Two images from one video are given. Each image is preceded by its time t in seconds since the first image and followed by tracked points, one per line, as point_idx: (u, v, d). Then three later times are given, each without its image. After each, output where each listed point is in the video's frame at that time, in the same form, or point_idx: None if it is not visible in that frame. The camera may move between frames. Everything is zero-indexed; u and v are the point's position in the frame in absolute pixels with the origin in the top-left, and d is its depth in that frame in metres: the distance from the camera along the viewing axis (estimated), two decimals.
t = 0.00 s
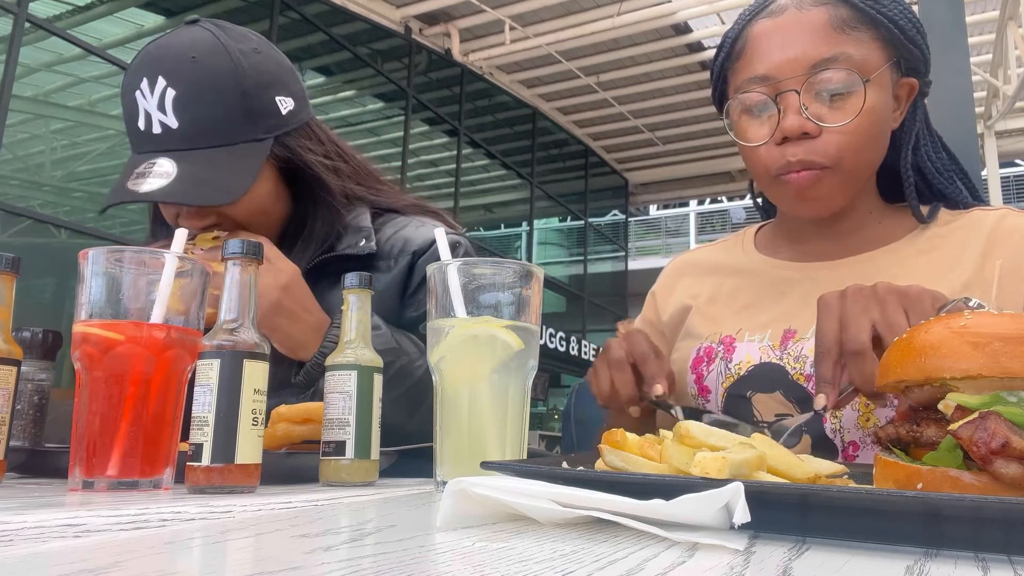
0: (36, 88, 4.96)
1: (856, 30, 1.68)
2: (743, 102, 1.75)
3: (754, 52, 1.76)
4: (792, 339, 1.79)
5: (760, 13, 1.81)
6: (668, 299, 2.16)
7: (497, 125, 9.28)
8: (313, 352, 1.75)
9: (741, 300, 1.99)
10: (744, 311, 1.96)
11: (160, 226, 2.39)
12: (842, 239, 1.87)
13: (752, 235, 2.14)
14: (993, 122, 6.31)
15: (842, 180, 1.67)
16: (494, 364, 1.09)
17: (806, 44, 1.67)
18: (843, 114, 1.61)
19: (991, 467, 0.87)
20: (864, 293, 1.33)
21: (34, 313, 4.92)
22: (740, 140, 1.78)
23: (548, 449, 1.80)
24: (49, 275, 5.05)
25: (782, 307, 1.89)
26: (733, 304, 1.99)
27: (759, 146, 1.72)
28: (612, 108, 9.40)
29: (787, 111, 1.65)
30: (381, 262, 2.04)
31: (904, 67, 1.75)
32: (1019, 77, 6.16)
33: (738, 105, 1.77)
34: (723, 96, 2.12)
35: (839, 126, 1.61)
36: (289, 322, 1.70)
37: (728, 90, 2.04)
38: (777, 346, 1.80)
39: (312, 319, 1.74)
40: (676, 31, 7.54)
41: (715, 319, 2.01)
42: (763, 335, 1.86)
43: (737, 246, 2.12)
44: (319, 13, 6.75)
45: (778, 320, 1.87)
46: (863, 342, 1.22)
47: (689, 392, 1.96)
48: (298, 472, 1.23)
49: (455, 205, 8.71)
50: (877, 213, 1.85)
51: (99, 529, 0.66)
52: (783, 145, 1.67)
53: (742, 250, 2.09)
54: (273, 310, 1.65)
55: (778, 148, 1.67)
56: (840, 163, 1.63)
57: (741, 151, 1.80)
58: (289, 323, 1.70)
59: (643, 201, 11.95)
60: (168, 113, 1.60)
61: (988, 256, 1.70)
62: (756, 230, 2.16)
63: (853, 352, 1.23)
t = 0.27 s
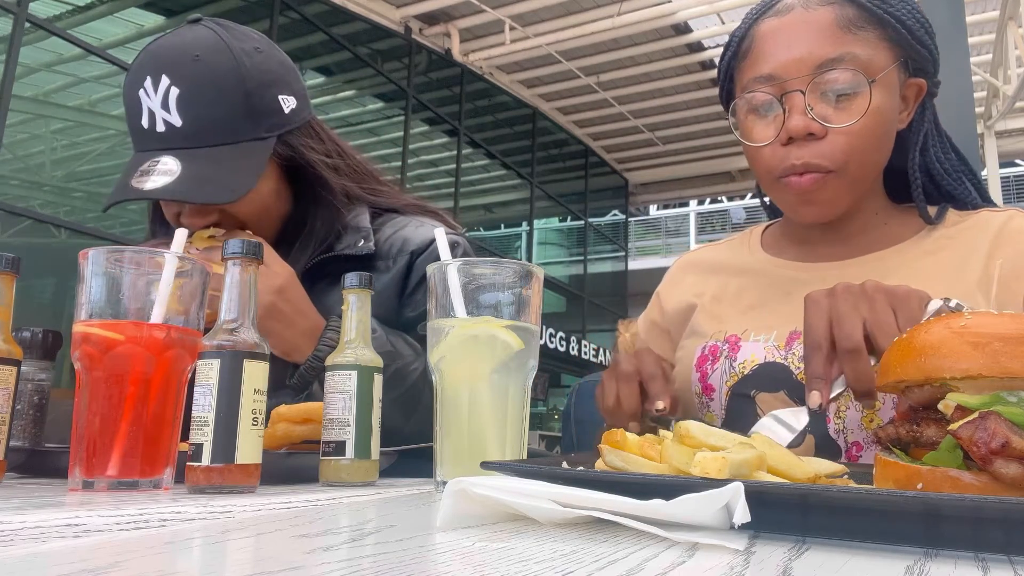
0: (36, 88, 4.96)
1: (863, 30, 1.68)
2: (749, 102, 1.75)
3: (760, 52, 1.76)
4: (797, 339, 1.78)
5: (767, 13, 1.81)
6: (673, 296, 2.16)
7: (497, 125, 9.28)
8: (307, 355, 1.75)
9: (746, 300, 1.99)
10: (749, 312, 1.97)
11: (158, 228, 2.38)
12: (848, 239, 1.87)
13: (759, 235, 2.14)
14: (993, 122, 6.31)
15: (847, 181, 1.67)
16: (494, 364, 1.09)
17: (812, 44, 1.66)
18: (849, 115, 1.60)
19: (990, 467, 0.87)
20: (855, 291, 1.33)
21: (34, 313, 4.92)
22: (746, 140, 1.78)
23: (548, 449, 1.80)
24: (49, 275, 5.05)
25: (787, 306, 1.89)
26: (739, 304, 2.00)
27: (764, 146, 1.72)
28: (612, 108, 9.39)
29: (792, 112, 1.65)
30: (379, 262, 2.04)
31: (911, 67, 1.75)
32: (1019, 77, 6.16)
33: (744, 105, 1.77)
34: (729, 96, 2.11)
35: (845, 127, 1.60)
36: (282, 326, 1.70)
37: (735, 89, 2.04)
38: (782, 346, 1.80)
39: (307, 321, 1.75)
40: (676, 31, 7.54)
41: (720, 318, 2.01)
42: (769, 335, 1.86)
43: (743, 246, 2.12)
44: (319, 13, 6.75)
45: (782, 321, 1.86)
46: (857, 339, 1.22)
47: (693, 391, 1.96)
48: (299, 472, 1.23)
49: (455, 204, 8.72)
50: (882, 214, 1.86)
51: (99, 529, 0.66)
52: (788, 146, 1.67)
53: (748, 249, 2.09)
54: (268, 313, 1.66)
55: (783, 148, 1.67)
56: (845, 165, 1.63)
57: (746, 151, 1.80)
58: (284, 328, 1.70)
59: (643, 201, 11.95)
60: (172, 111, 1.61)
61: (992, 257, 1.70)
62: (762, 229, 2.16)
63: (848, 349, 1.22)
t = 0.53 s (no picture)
0: (36, 88, 4.96)
1: (863, 28, 1.68)
2: (748, 100, 1.75)
3: (760, 50, 1.76)
4: (800, 339, 1.78)
5: (767, 11, 1.81)
6: (677, 289, 2.16)
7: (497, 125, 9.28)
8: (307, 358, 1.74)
9: (749, 299, 1.99)
10: (752, 310, 1.96)
11: (157, 228, 2.38)
12: (850, 240, 1.87)
13: (761, 234, 2.13)
14: (993, 122, 6.30)
15: (846, 180, 1.67)
16: (494, 364, 1.09)
17: (812, 42, 1.66)
18: (849, 114, 1.61)
19: (991, 467, 0.87)
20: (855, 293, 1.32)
21: (34, 313, 4.92)
22: (745, 138, 1.79)
23: (548, 449, 1.80)
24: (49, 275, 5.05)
25: (790, 306, 1.89)
26: (742, 303, 1.99)
27: (763, 144, 1.72)
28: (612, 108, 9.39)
29: (791, 110, 1.65)
30: (380, 262, 2.04)
31: (912, 66, 1.75)
32: (1019, 77, 6.16)
33: (744, 103, 1.77)
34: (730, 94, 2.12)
35: (844, 125, 1.61)
36: (282, 329, 1.69)
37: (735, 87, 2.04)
38: (786, 345, 1.80)
39: (307, 326, 1.74)
40: (676, 31, 7.54)
41: (722, 316, 2.01)
42: (773, 334, 1.85)
43: (745, 245, 2.12)
44: (319, 13, 6.75)
45: (785, 321, 1.86)
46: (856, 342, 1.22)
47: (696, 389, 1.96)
48: (297, 472, 1.23)
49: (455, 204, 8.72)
50: (884, 213, 1.86)
51: (99, 529, 0.66)
52: (787, 144, 1.67)
53: (750, 248, 2.09)
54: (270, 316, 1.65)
55: (782, 146, 1.68)
56: (845, 164, 1.63)
57: (745, 150, 1.80)
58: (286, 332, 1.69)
59: (643, 202, 11.95)
60: (177, 104, 1.61)
61: (994, 257, 1.70)
62: (764, 228, 2.16)
63: (848, 352, 1.23)
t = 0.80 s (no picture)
0: (36, 88, 4.96)
1: (863, 26, 1.68)
2: (747, 97, 1.75)
3: (759, 47, 1.76)
4: (799, 340, 1.78)
5: (767, 8, 1.80)
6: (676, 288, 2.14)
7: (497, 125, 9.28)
8: (306, 366, 1.73)
9: (748, 299, 1.99)
10: (751, 311, 1.96)
11: (156, 228, 2.37)
12: (851, 239, 1.87)
13: (760, 234, 2.13)
14: (993, 122, 6.30)
15: (845, 179, 1.67)
16: (494, 364, 1.09)
17: (812, 40, 1.66)
18: (848, 112, 1.61)
19: (990, 467, 0.87)
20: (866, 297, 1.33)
21: (34, 313, 4.92)
22: (744, 135, 1.78)
23: (547, 449, 1.80)
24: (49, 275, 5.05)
25: (789, 306, 1.89)
26: (740, 303, 1.99)
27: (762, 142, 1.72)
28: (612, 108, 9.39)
29: (790, 108, 1.65)
30: (382, 262, 2.04)
31: (912, 64, 1.75)
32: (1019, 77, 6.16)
33: (743, 100, 1.77)
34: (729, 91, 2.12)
35: (844, 124, 1.61)
36: (282, 338, 1.67)
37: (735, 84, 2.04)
38: (785, 347, 1.80)
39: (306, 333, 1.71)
40: (676, 30, 7.54)
41: (720, 317, 2.00)
42: (771, 335, 1.85)
43: (744, 245, 2.11)
44: (319, 13, 6.75)
45: (785, 321, 1.86)
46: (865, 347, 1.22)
47: (694, 390, 1.96)
48: (297, 471, 1.23)
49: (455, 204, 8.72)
50: (883, 212, 1.86)
51: (99, 528, 0.66)
52: (786, 142, 1.67)
53: (749, 248, 2.08)
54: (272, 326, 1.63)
55: (782, 144, 1.68)
56: (844, 162, 1.63)
57: (744, 148, 1.80)
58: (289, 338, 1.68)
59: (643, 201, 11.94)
60: (183, 99, 1.61)
61: (994, 257, 1.69)
62: (764, 227, 2.16)
63: (856, 356, 1.23)
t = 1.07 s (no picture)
0: (36, 88, 4.96)
1: (862, 26, 1.68)
2: (746, 98, 1.75)
3: (759, 47, 1.76)
4: (799, 340, 1.78)
5: (766, 9, 1.80)
6: (677, 290, 2.14)
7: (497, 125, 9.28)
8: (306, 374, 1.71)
9: (747, 299, 1.99)
10: (751, 311, 1.96)
11: (156, 228, 2.36)
12: (850, 238, 1.87)
13: (758, 234, 2.13)
14: (993, 121, 6.30)
15: (843, 179, 1.67)
16: (494, 364, 1.09)
17: (811, 40, 1.67)
18: (847, 112, 1.61)
19: (991, 467, 0.87)
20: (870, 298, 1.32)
21: (34, 313, 4.92)
22: (742, 134, 1.78)
23: (547, 449, 1.80)
24: (49, 275, 5.05)
25: (787, 306, 1.89)
26: (740, 303, 1.99)
27: (760, 142, 1.72)
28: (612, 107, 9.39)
29: (789, 108, 1.65)
30: (384, 262, 2.04)
31: (911, 64, 1.75)
32: (1019, 77, 6.16)
33: (742, 101, 1.77)
34: (728, 91, 2.12)
35: (843, 124, 1.61)
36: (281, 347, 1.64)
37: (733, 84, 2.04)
38: (784, 347, 1.80)
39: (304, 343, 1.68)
40: (676, 30, 7.54)
41: (719, 318, 2.00)
42: (770, 336, 1.86)
43: (743, 245, 2.11)
44: (319, 13, 6.75)
45: (784, 321, 1.87)
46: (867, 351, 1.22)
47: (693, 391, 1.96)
48: (297, 472, 1.23)
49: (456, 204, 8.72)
50: (882, 212, 1.85)
51: (99, 528, 0.66)
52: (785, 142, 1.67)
53: (749, 248, 2.08)
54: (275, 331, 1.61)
55: (781, 144, 1.67)
56: (843, 162, 1.63)
57: (743, 148, 1.80)
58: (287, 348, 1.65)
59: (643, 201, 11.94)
60: (187, 92, 1.62)
61: (993, 257, 1.70)
62: (763, 227, 2.16)
63: (859, 360, 1.23)
